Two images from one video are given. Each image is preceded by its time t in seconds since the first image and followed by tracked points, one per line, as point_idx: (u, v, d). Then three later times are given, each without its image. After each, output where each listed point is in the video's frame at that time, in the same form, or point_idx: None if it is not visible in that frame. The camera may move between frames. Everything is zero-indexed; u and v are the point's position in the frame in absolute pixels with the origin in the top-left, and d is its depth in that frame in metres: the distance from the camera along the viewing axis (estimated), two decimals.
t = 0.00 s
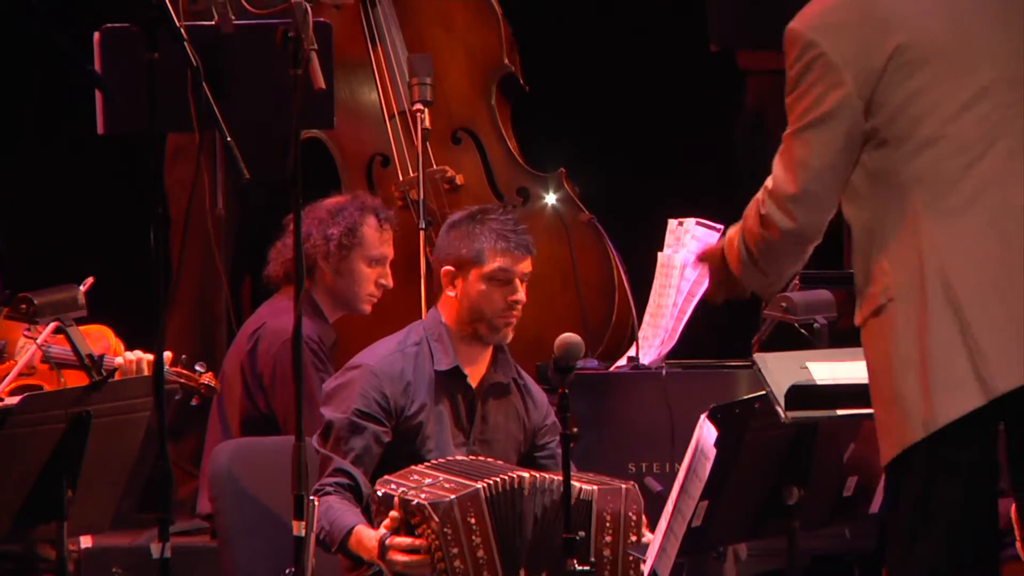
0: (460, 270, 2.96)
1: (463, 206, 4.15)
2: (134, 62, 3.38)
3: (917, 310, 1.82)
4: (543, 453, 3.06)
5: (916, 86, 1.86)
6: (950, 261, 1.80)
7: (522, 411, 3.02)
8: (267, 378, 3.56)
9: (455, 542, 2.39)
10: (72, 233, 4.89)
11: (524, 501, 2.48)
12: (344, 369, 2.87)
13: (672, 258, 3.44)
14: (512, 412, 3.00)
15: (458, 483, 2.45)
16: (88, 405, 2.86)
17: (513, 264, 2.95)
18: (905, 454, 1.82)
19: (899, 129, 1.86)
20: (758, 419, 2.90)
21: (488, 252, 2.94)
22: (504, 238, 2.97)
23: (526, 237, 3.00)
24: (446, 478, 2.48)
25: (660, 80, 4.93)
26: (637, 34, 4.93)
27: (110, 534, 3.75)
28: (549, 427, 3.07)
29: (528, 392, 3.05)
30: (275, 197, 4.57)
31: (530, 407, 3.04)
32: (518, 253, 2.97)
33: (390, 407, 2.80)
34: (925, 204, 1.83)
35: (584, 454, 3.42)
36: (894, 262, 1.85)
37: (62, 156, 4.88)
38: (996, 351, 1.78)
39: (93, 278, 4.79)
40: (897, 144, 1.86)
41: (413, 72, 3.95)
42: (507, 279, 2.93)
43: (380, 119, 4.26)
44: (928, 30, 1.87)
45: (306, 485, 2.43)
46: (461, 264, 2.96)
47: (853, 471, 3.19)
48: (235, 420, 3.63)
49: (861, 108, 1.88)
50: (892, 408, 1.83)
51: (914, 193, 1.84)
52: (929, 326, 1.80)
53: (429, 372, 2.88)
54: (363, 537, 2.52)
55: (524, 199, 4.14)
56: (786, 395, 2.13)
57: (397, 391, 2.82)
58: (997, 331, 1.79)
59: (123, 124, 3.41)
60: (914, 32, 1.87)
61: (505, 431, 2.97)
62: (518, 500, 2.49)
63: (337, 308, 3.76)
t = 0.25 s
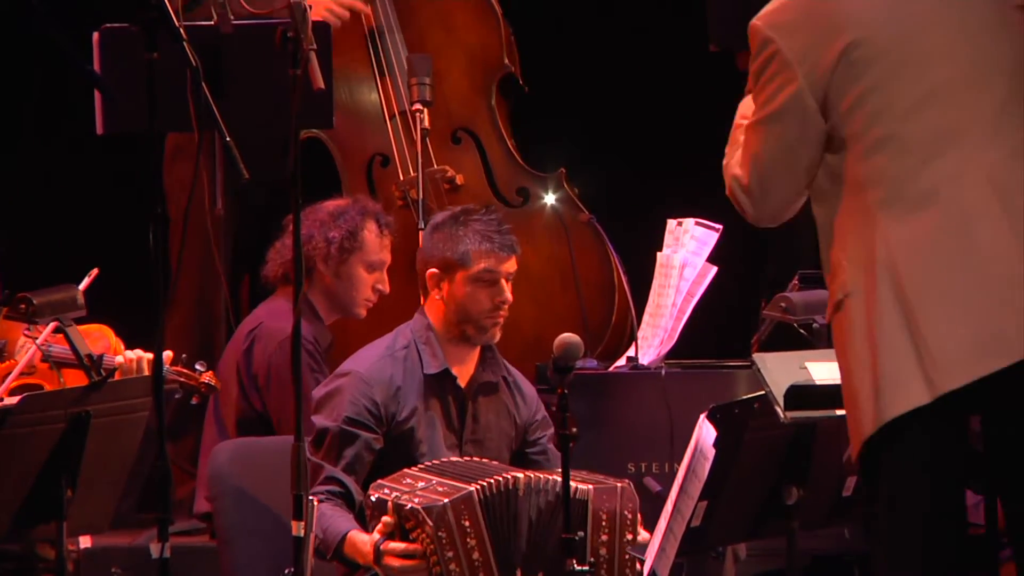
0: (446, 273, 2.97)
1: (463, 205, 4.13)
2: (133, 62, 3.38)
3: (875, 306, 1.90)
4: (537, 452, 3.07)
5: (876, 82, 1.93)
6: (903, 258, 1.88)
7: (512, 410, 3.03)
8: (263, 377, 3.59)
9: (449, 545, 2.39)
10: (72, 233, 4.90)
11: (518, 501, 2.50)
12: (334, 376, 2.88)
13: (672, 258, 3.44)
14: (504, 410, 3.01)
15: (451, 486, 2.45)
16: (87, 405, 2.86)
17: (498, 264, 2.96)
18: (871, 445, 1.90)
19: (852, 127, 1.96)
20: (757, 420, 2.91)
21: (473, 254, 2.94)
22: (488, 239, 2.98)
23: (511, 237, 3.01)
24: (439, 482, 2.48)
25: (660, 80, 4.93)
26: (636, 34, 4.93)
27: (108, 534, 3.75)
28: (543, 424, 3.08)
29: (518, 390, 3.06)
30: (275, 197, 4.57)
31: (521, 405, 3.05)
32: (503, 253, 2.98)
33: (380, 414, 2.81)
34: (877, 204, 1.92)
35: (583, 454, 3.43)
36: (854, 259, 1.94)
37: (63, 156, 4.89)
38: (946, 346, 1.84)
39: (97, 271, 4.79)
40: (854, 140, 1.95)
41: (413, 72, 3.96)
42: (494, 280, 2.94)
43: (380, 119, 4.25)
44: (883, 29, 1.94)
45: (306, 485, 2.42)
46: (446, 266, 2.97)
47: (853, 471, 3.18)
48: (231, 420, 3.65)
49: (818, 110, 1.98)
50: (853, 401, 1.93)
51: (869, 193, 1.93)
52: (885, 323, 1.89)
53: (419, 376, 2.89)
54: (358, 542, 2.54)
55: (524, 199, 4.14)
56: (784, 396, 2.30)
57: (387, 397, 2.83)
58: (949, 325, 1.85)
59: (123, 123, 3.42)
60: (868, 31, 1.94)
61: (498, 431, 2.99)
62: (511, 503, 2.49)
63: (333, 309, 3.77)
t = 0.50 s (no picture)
0: (431, 274, 2.97)
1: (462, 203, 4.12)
2: (131, 59, 3.38)
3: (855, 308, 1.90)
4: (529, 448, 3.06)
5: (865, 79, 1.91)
6: (885, 259, 1.87)
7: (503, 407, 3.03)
8: (255, 374, 3.63)
9: (444, 547, 2.40)
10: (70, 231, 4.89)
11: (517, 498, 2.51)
12: (323, 380, 2.87)
13: (670, 256, 3.43)
14: (495, 407, 3.01)
15: (445, 487, 2.46)
16: (85, 403, 2.86)
17: (483, 263, 2.97)
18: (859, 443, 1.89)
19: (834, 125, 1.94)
20: (755, 419, 2.92)
21: (457, 255, 2.96)
22: (473, 240, 2.99)
23: (495, 237, 3.01)
24: (432, 483, 2.48)
25: (659, 78, 4.92)
26: (635, 32, 4.92)
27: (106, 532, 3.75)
28: (535, 418, 3.09)
29: (508, 387, 3.06)
30: (274, 195, 4.56)
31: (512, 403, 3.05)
32: (487, 253, 2.99)
33: (370, 419, 2.81)
34: (857, 204, 1.91)
35: (583, 451, 3.43)
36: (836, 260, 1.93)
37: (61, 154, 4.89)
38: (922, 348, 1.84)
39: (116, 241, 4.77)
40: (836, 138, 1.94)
41: (411, 69, 3.91)
42: (480, 280, 2.96)
43: (378, 117, 4.25)
44: (873, 28, 1.92)
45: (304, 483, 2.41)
46: (432, 268, 2.98)
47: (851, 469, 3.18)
48: (224, 418, 3.66)
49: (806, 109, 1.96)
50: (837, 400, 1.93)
51: (850, 191, 1.92)
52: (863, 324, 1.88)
53: (409, 378, 2.90)
54: (352, 546, 2.54)
55: (523, 196, 4.13)
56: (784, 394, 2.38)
57: (378, 402, 2.83)
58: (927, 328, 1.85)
59: (120, 121, 3.42)
60: (850, 34, 1.92)
61: (488, 428, 2.99)
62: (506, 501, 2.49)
63: (327, 307, 3.78)
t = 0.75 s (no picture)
0: (422, 274, 2.94)
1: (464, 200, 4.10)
2: (133, 55, 3.38)
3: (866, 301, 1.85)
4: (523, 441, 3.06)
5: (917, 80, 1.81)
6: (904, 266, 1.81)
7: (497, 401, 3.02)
8: (255, 366, 3.65)
9: (452, 532, 2.39)
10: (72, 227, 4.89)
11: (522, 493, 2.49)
12: (318, 383, 2.85)
13: (672, 252, 3.44)
14: (491, 402, 3.00)
15: (458, 476, 2.46)
16: (88, 398, 2.86)
17: (472, 262, 2.95)
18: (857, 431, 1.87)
19: (868, 114, 1.86)
20: (758, 415, 2.92)
21: (448, 255, 2.92)
22: (462, 239, 2.96)
23: (484, 236, 2.99)
24: (445, 472, 2.49)
25: (660, 74, 4.92)
26: (636, 28, 4.92)
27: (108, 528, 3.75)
28: (529, 410, 3.10)
29: (502, 381, 3.05)
30: (275, 192, 4.56)
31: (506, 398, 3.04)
32: (476, 252, 2.97)
33: (367, 420, 2.80)
34: (880, 192, 1.84)
35: (587, 445, 3.41)
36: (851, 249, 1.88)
37: (63, 150, 4.89)
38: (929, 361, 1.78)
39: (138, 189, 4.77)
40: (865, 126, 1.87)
41: (413, 65, 3.87)
42: (471, 279, 2.93)
43: (379, 114, 4.25)
44: (919, 18, 1.82)
45: (306, 478, 2.43)
46: (422, 268, 2.95)
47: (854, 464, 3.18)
48: (225, 412, 3.68)
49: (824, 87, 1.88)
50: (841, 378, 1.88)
51: (872, 181, 1.86)
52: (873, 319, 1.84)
53: (403, 377, 2.89)
54: (355, 533, 2.54)
55: (524, 192, 4.13)
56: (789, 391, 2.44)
57: (374, 402, 2.82)
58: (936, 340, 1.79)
59: (123, 117, 3.42)
60: (895, 28, 1.82)
61: (485, 424, 2.98)
62: (508, 497, 2.48)
63: (323, 302, 3.75)
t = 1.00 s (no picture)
0: (416, 267, 2.96)
1: (466, 190, 4.11)
2: (136, 44, 3.38)
3: (897, 272, 1.99)
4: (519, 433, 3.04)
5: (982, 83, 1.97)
6: (949, 251, 1.95)
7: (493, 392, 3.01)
8: (256, 354, 3.66)
9: (460, 517, 2.43)
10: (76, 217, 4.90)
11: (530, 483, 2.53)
12: (314, 377, 2.86)
13: (676, 241, 3.42)
14: (487, 393, 2.99)
15: (469, 462, 2.50)
16: (91, 388, 2.86)
17: (467, 256, 2.95)
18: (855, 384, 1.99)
19: (949, 108, 1.98)
20: (762, 404, 2.92)
21: (443, 248, 2.94)
22: (456, 231, 2.97)
23: (478, 229, 3.00)
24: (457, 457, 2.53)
25: (665, 63, 4.90)
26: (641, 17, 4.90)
27: (111, 518, 3.75)
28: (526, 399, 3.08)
29: (495, 372, 3.04)
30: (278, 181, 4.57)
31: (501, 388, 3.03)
32: (471, 245, 2.98)
33: (363, 413, 2.80)
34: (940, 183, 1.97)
35: (588, 437, 3.43)
36: (894, 225, 2.00)
37: (67, 141, 4.89)
38: (955, 343, 1.93)
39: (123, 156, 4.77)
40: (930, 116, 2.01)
41: (415, 55, 3.87)
42: (466, 271, 2.94)
43: (383, 103, 4.25)
44: (993, 23, 1.97)
45: (309, 468, 2.45)
46: (416, 261, 2.96)
47: (856, 455, 3.18)
48: (226, 402, 3.68)
49: (905, 62, 2.01)
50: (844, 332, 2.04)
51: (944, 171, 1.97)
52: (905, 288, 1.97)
53: (399, 370, 2.89)
54: (362, 520, 2.55)
55: (528, 182, 4.13)
56: (789, 379, 2.48)
57: (370, 395, 2.83)
58: (968, 327, 1.94)
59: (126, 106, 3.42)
60: (974, 30, 1.97)
61: (483, 414, 2.98)
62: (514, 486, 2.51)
63: (321, 289, 3.76)
